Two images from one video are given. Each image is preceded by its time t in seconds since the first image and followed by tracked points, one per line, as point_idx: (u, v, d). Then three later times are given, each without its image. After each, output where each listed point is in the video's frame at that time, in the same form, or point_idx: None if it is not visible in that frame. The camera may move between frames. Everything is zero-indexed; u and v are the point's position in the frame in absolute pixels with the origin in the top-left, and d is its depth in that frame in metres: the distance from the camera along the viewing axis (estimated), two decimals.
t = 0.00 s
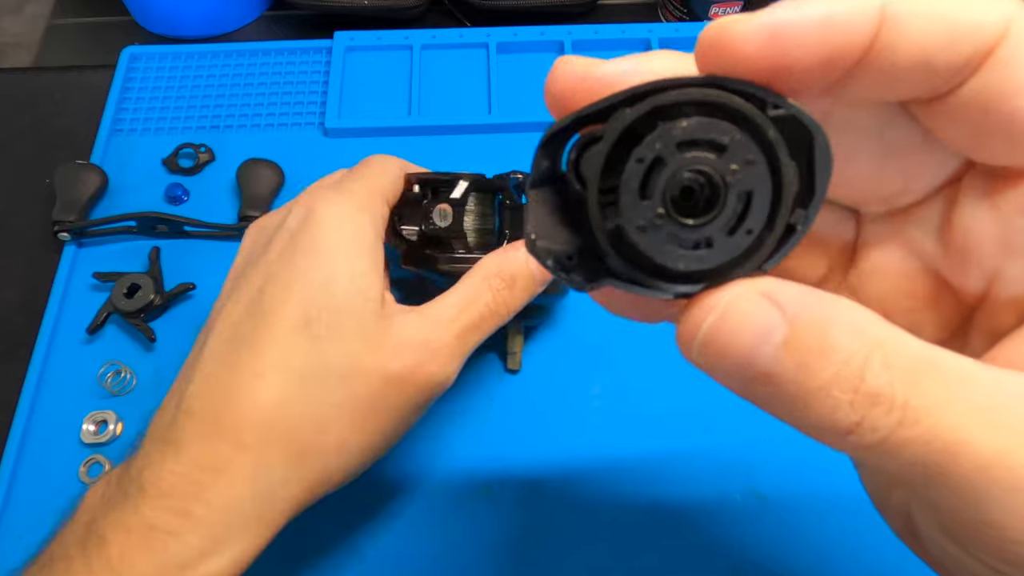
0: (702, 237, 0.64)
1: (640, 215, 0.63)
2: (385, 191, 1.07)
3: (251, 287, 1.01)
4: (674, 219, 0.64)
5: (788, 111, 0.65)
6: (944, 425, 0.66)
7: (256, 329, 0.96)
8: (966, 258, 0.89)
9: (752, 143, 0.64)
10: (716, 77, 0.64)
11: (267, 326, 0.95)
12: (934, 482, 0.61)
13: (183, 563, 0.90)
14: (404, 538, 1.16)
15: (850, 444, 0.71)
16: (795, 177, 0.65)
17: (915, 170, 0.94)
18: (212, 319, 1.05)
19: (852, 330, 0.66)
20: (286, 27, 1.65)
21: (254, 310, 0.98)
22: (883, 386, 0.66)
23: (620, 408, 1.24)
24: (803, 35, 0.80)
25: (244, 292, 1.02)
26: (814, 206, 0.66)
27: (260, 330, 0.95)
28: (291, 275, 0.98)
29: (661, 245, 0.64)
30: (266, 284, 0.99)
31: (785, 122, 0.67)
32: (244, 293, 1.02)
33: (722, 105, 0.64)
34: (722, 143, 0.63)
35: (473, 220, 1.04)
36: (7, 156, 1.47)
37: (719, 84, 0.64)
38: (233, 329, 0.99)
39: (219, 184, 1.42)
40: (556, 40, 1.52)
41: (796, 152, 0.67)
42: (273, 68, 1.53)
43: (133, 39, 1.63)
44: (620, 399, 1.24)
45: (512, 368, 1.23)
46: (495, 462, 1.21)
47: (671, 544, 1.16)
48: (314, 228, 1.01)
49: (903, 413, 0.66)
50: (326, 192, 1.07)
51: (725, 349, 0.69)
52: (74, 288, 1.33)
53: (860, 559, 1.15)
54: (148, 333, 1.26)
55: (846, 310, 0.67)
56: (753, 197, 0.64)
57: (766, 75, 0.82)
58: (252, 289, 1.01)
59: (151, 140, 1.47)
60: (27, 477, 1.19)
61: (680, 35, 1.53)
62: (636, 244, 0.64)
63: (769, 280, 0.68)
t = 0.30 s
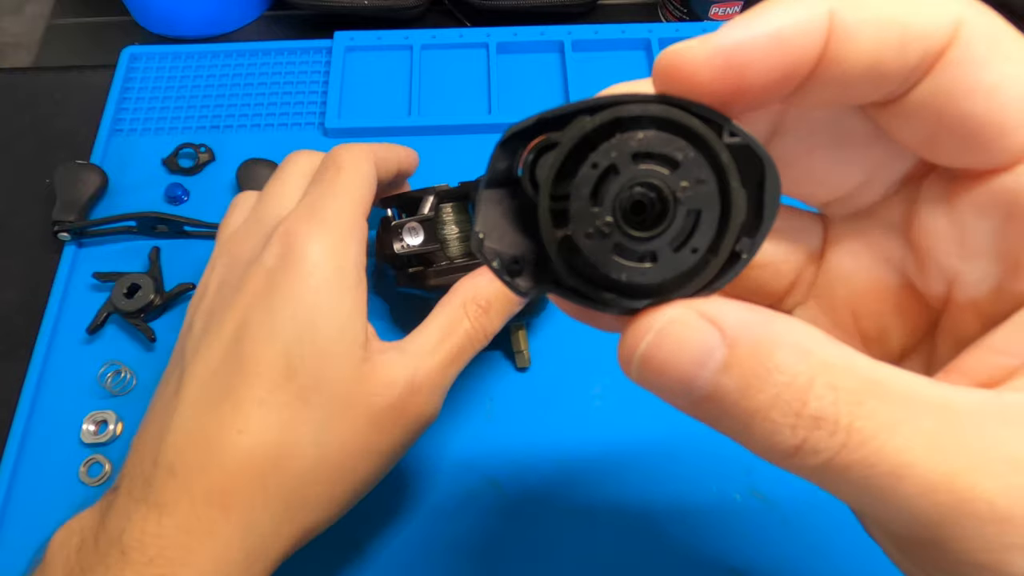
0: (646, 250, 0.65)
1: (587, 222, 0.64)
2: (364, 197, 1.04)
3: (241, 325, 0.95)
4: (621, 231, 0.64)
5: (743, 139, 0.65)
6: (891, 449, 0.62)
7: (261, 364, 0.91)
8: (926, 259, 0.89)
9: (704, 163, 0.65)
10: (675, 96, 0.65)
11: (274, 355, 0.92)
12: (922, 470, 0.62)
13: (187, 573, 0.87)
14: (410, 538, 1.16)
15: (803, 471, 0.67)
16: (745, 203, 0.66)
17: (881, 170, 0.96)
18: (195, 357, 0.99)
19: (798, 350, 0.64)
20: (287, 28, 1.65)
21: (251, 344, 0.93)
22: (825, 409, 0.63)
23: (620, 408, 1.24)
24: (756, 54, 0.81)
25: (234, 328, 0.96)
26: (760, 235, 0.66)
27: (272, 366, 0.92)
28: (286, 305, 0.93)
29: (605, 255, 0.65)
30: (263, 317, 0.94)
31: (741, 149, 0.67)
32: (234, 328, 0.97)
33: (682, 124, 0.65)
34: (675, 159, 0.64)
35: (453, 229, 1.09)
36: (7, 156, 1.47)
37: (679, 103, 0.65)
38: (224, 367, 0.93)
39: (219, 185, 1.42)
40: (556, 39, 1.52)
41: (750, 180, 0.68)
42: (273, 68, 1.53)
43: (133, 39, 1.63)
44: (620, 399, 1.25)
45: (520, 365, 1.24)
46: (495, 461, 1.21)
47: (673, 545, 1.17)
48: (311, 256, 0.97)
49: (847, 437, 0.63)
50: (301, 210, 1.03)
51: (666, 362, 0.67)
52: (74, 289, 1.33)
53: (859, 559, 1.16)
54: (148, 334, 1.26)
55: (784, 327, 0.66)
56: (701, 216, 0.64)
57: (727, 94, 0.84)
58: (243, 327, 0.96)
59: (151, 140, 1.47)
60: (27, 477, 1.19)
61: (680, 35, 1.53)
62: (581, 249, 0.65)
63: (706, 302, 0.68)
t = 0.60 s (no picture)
0: (625, 275, 0.64)
1: (566, 246, 0.64)
2: (215, 232, 0.80)
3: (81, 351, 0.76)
4: (600, 255, 0.64)
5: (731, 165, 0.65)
6: (880, 482, 0.64)
7: (109, 415, 0.74)
8: (926, 281, 0.93)
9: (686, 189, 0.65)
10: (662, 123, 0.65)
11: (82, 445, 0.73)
12: (910, 502, 0.64)
13: None
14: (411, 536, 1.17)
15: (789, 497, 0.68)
16: (728, 230, 0.65)
17: (887, 189, 0.96)
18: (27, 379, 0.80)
19: (787, 384, 0.65)
20: (287, 27, 1.65)
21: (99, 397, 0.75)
22: (812, 442, 0.65)
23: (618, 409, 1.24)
24: (742, 80, 0.82)
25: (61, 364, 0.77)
26: (749, 264, 0.67)
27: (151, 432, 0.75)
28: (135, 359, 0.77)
29: (583, 279, 0.65)
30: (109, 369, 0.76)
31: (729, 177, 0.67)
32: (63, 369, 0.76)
33: (664, 151, 0.66)
34: (655, 184, 0.64)
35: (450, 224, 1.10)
36: (6, 156, 1.47)
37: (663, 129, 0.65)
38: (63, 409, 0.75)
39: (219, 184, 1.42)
40: (556, 39, 1.52)
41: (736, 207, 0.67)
42: (273, 67, 1.53)
43: (133, 39, 1.63)
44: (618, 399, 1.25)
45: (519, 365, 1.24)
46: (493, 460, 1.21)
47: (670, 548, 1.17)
48: (167, 314, 0.80)
49: (831, 472, 0.65)
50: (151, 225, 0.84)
51: (654, 396, 0.66)
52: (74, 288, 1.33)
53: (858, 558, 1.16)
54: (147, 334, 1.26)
55: (778, 358, 0.66)
56: (681, 241, 0.64)
57: (713, 123, 0.84)
58: (80, 372, 0.75)
59: (151, 140, 1.47)
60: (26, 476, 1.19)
61: (680, 35, 1.53)
62: (560, 273, 0.65)
63: (691, 330, 0.65)
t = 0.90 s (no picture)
0: (622, 301, 0.63)
1: (564, 278, 0.65)
2: (275, 271, 0.77)
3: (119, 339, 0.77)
4: (598, 284, 0.64)
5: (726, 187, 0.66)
6: (895, 499, 0.68)
7: (149, 405, 0.76)
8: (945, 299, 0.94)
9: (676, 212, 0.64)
10: (650, 153, 0.66)
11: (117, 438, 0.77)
12: (925, 515, 0.68)
13: None
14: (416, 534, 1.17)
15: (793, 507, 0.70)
16: (726, 251, 0.64)
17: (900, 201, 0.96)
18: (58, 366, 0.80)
19: (808, 407, 0.68)
20: (287, 27, 1.65)
21: (142, 391, 0.76)
22: (831, 464, 0.68)
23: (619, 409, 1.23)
24: (735, 116, 0.80)
25: (96, 357, 0.77)
26: (761, 280, 0.66)
27: (195, 419, 0.78)
28: (179, 364, 0.77)
29: (584, 309, 0.64)
30: (147, 362, 0.77)
31: (724, 199, 0.67)
32: (100, 360, 0.77)
33: (655, 177, 0.66)
34: (643, 209, 0.64)
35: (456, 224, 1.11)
36: (6, 156, 1.47)
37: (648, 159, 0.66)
38: (102, 394, 0.77)
39: (219, 184, 1.42)
40: (556, 39, 1.52)
41: (738, 227, 0.67)
42: (273, 67, 1.53)
43: (133, 39, 1.63)
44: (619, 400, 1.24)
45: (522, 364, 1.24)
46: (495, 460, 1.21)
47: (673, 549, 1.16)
48: (215, 332, 0.78)
49: (849, 490, 0.69)
50: (198, 242, 0.80)
51: (680, 429, 0.67)
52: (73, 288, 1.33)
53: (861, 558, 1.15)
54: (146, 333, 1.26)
55: (796, 376, 0.69)
56: (676, 262, 0.63)
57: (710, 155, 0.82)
58: (118, 366, 0.76)
59: (151, 140, 1.47)
60: (26, 477, 1.19)
61: (680, 35, 1.53)
62: (560, 306, 0.65)
63: (711, 358, 0.67)
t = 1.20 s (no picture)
0: (593, 249, 0.71)
1: (541, 235, 0.72)
2: (268, 216, 0.85)
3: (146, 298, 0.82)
4: (571, 237, 0.72)
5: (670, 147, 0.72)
6: (929, 492, 0.70)
7: (172, 347, 0.81)
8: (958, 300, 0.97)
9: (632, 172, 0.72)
10: (606, 121, 0.73)
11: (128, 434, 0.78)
12: (966, 518, 0.70)
13: None
14: (420, 534, 1.18)
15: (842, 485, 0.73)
16: (673, 199, 0.72)
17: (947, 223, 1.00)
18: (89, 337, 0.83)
19: (859, 407, 0.72)
20: (287, 28, 1.65)
21: (166, 337, 0.81)
22: (875, 455, 0.71)
23: (619, 408, 1.25)
24: (801, 88, 0.88)
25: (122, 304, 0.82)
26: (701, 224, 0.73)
27: (211, 360, 0.83)
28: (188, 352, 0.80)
29: (560, 260, 0.73)
30: (162, 308, 0.82)
31: (669, 156, 0.73)
32: (122, 309, 0.82)
33: (608, 141, 0.73)
34: (604, 170, 0.71)
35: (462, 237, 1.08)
36: (7, 157, 1.47)
37: (603, 125, 0.72)
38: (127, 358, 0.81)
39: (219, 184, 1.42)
40: (556, 39, 1.52)
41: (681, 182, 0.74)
42: (273, 67, 1.53)
43: (133, 39, 1.63)
44: (620, 399, 1.25)
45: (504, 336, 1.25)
46: (494, 460, 1.22)
47: (675, 549, 1.17)
48: (223, 276, 0.85)
49: (893, 483, 0.71)
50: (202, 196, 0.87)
51: (742, 414, 0.74)
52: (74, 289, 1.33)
53: (857, 559, 1.17)
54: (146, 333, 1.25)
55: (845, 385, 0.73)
56: (636, 213, 0.71)
57: (769, 108, 0.90)
58: (137, 311, 0.82)
59: (151, 140, 1.47)
60: (29, 477, 1.20)
61: (680, 35, 1.53)
62: (539, 258, 0.73)
63: (779, 358, 0.75)
